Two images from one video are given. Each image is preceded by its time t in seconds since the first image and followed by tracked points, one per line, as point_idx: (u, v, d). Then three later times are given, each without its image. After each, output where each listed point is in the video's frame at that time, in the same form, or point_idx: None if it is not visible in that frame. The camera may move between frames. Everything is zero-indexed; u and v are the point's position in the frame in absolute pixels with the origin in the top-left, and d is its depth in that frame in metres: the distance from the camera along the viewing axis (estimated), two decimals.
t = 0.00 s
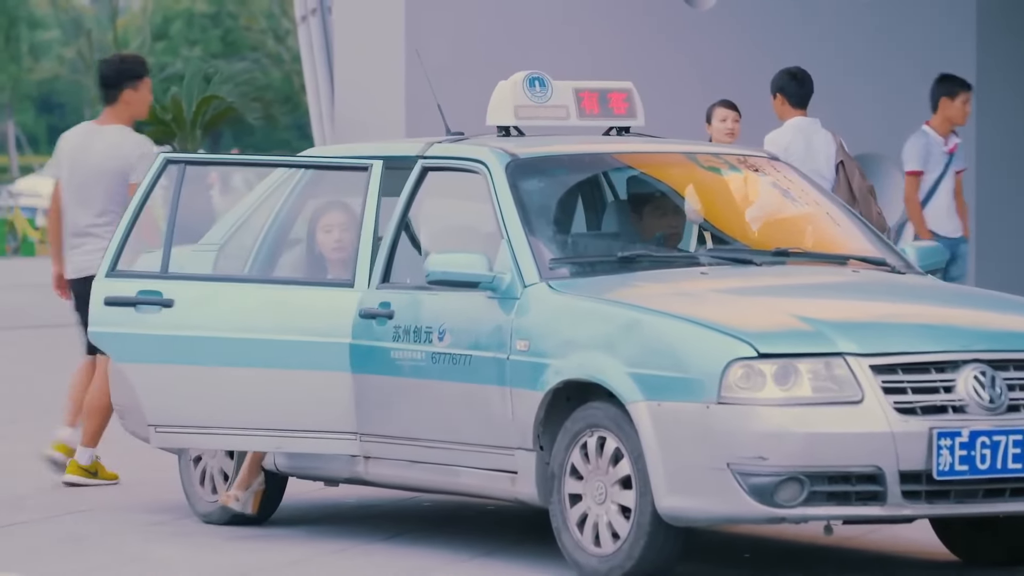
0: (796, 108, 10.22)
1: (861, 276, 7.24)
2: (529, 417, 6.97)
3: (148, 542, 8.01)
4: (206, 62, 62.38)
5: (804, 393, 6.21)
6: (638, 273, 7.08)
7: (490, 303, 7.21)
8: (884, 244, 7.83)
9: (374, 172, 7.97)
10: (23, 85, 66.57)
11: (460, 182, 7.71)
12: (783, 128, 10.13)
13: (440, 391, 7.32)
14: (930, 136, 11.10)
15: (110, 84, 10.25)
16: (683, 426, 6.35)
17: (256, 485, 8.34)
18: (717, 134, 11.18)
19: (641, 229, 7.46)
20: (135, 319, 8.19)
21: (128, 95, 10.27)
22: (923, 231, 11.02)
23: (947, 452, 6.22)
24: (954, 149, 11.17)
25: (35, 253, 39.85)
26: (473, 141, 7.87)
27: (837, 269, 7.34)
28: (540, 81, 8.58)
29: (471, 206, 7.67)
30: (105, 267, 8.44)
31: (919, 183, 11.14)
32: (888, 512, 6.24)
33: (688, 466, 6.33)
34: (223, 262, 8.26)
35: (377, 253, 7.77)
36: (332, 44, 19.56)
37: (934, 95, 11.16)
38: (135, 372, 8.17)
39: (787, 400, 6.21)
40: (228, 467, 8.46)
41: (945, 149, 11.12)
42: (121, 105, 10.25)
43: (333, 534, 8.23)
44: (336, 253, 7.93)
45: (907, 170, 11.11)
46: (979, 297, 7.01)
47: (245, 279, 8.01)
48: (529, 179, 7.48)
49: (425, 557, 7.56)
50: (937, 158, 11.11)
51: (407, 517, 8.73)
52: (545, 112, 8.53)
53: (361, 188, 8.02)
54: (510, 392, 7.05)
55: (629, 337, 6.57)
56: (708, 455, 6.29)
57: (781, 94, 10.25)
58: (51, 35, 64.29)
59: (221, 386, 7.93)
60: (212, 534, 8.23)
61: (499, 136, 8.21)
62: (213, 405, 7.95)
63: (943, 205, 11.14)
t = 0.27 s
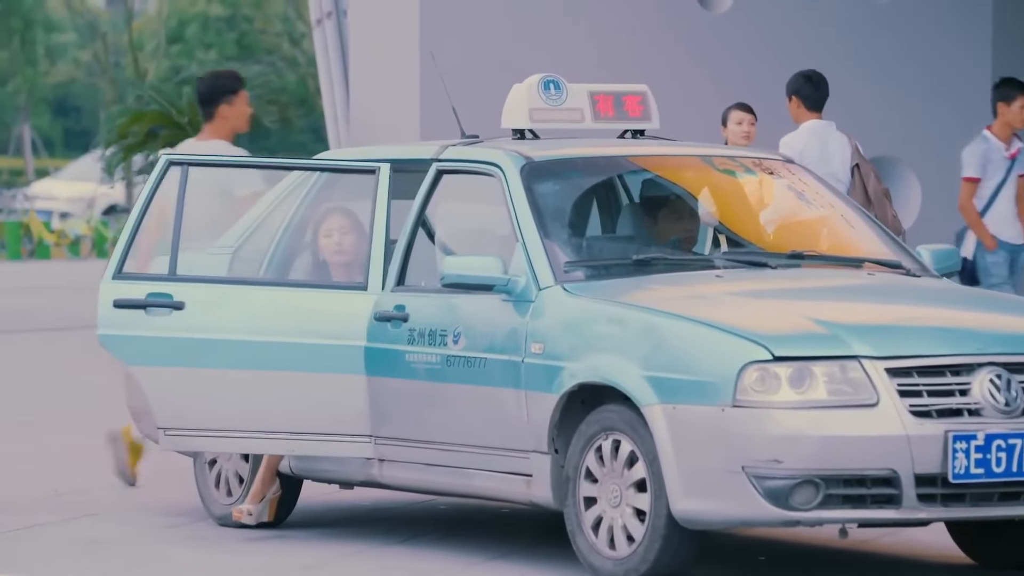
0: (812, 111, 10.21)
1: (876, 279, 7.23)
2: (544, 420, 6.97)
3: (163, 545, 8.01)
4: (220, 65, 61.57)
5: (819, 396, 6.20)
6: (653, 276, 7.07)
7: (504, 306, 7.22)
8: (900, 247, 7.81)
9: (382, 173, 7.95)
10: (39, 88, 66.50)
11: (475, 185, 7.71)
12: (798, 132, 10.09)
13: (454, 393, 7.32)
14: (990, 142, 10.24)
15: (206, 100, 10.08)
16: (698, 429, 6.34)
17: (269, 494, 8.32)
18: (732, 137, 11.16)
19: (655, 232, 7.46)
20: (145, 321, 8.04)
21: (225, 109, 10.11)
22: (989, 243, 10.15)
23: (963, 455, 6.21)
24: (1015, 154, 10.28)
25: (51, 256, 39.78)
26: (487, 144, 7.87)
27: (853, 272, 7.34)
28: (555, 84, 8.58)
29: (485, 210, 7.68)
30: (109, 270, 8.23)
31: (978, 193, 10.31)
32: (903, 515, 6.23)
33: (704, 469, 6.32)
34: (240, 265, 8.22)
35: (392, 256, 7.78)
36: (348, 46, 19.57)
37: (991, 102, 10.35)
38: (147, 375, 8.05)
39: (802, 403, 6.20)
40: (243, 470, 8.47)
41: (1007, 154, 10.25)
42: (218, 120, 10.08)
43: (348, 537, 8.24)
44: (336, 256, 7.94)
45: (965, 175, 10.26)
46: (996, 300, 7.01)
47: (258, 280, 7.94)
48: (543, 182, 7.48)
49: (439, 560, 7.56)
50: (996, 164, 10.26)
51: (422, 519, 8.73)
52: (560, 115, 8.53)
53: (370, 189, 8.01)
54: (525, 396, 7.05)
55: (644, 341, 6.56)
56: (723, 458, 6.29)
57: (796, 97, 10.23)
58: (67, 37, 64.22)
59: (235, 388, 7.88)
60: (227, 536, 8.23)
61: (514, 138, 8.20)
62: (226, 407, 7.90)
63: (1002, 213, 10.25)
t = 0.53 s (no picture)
0: (828, 113, 10.19)
1: (892, 281, 7.22)
2: (559, 422, 6.97)
3: (179, 547, 8.02)
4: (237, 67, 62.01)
5: (835, 399, 6.19)
6: (669, 279, 7.07)
7: (520, 307, 7.21)
8: (916, 248, 7.80)
9: (389, 176, 7.92)
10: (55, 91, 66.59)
11: (491, 187, 7.71)
12: (813, 133, 10.08)
13: (471, 395, 7.32)
14: None
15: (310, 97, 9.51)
16: (715, 432, 6.33)
17: (286, 502, 8.27)
18: (747, 139, 11.14)
19: (671, 234, 7.47)
20: (159, 323, 7.94)
21: (330, 106, 9.53)
22: None
23: (979, 458, 6.21)
24: None
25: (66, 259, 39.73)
26: (503, 146, 7.87)
27: (869, 275, 7.33)
28: (571, 87, 8.57)
29: (502, 213, 7.68)
30: (120, 273, 8.03)
31: None
32: (919, 517, 6.23)
33: (720, 472, 6.32)
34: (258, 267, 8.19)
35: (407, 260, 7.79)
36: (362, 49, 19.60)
37: None
38: (161, 378, 7.96)
39: (818, 405, 6.19)
40: (259, 472, 8.47)
41: None
42: (323, 117, 9.51)
43: (363, 539, 8.24)
44: (336, 268, 7.92)
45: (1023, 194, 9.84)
46: (1012, 302, 6.99)
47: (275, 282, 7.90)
48: (558, 184, 7.48)
49: (455, 562, 7.56)
50: None
51: (438, 521, 8.73)
52: (576, 118, 8.54)
53: (378, 191, 7.99)
54: (540, 398, 7.05)
55: (660, 343, 6.55)
56: (740, 460, 6.28)
57: (813, 99, 10.22)
58: (83, 40, 64.22)
59: (250, 391, 7.83)
60: (243, 538, 8.23)
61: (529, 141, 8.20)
62: (241, 410, 7.85)
63: None
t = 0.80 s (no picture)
0: (844, 113, 10.19)
1: (907, 282, 7.21)
2: (574, 423, 6.97)
3: (194, 548, 8.03)
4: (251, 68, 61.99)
5: (850, 400, 6.18)
6: (684, 280, 7.06)
7: (535, 308, 7.22)
8: (932, 250, 7.79)
9: (395, 177, 7.94)
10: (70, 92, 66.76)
11: (506, 188, 7.71)
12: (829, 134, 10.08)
13: (486, 396, 7.32)
14: None
15: (446, 99, 9.32)
16: (730, 433, 6.33)
17: (308, 508, 8.21)
18: (762, 140, 11.13)
19: (686, 235, 7.46)
20: (177, 323, 7.92)
21: (465, 113, 9.34)
22: None
23: (995, 459, 6.20)
24: None
25: (81, 259, 39.85)
26: (518, 147, 7.87)
27: (884, 275, 7.32)
28: (586, 87, 8.56)
29: (516, 215, 7.69)
30: (134, 273, 8.01)
31: None
32: (934, 518, 6.22)
33: (735, 473, 6.32)
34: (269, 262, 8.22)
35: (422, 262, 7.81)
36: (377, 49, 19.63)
37: None
38: (177, 378, 7.93)
39: (833, 406, 6.19)
40: (274, 473, 8.47)
41: None
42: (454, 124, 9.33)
43: (378, 539, 8.24)
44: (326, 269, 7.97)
45: None
46: None
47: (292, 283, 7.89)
48: (573, 185, 7.48)
49: (470, 563, 7.56)
50: None
51: (453, 522, 8.73)
52: (590, 118, 8.52)
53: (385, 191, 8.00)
54: (555, 399, 7.04)
55: (675, 344, 6.55)
56: (755, 461, 6.28)
57: (830, 100, 10.20)
58: (99, 40, 64.37)
59: (266, 392, 7.82)
60: (258, 539, 8.24)
61: (544, 141, 8.20)
62: (257, 411, 7.83)
63: None
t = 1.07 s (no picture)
0: (863, 115, 10.18)
1: (925, 283, 7.20)
2: (591, 423, 6.96)
3: (212, 548, 8.03)
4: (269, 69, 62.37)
5: (868, 401, 6.18)
6: (701, 281, 7.06)
7: (552, 309, 7.22)
8: (949, 250, 7.77)
9: (414, 177, 7.93)
10: (89, 94, 67.02)
11: (522, 188, 7.71)
12: (847, 134, 10.07)
13: (504, 397, 7.31)
14: None
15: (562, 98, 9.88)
16: (748, 434, 6.32)
17: (325, 509, 8.21)
18: (779, 141, 11.12)
19: (703, 236, 7.42)
20: (196, 323, 7.91)
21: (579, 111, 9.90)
22: None
23: (1012, 461, 6.19)
24: None
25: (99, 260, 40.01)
26: (535, 148, 7.87)
27: (902, 276, 7.31)
28: (603, 88, 8.56)
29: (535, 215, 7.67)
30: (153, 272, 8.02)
31: None
32: (952, 520, 6.21)
33: (753, 474, 6.31)
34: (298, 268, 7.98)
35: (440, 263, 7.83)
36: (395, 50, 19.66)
37: None
38: (195, 379, 7.92)
39: (850, 408, 6.18)
40: (291, 474, 8.47)
41: None
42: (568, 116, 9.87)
43: (396, 540, 8.24)
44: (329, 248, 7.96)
45: None
46: None
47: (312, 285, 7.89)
48: (590, 185, 7.47)
49: (488, 564, 7.55)
50: None
51: (470, 523, 8.73)
52: (608, 119, 8.52)
53: (403, 193, 7.96)
54: (572, 400, 7.04)
55: (693, 345, 6.54)
56: (773, 462, 6.27)
57: (849, 100, 10.19)
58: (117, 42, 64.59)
59: (283, 392, 7.82)
60: (274, 540, 8.24)
61: (562, 142, 8.20)
62: (275, 411, 7.83)
63: None
